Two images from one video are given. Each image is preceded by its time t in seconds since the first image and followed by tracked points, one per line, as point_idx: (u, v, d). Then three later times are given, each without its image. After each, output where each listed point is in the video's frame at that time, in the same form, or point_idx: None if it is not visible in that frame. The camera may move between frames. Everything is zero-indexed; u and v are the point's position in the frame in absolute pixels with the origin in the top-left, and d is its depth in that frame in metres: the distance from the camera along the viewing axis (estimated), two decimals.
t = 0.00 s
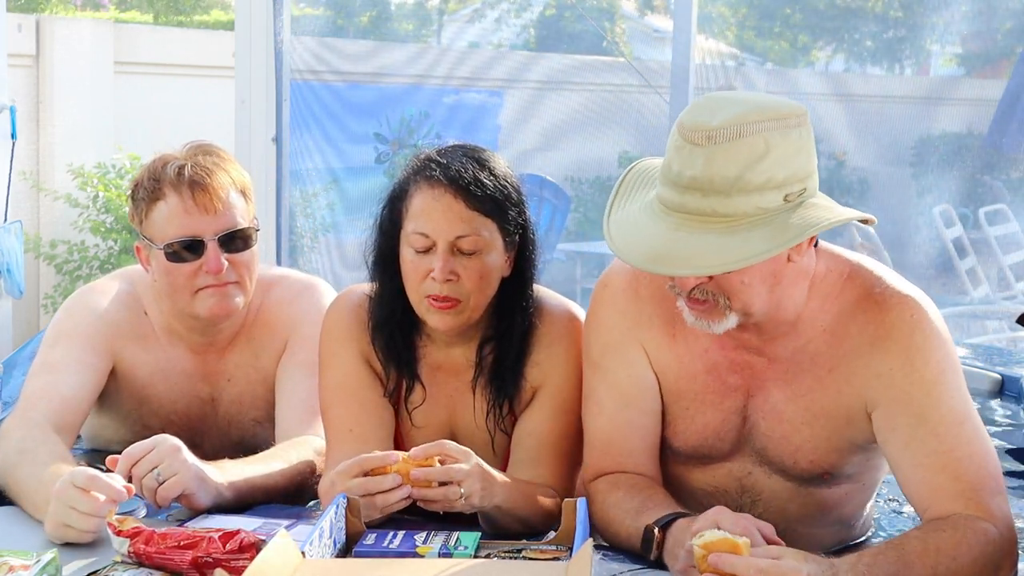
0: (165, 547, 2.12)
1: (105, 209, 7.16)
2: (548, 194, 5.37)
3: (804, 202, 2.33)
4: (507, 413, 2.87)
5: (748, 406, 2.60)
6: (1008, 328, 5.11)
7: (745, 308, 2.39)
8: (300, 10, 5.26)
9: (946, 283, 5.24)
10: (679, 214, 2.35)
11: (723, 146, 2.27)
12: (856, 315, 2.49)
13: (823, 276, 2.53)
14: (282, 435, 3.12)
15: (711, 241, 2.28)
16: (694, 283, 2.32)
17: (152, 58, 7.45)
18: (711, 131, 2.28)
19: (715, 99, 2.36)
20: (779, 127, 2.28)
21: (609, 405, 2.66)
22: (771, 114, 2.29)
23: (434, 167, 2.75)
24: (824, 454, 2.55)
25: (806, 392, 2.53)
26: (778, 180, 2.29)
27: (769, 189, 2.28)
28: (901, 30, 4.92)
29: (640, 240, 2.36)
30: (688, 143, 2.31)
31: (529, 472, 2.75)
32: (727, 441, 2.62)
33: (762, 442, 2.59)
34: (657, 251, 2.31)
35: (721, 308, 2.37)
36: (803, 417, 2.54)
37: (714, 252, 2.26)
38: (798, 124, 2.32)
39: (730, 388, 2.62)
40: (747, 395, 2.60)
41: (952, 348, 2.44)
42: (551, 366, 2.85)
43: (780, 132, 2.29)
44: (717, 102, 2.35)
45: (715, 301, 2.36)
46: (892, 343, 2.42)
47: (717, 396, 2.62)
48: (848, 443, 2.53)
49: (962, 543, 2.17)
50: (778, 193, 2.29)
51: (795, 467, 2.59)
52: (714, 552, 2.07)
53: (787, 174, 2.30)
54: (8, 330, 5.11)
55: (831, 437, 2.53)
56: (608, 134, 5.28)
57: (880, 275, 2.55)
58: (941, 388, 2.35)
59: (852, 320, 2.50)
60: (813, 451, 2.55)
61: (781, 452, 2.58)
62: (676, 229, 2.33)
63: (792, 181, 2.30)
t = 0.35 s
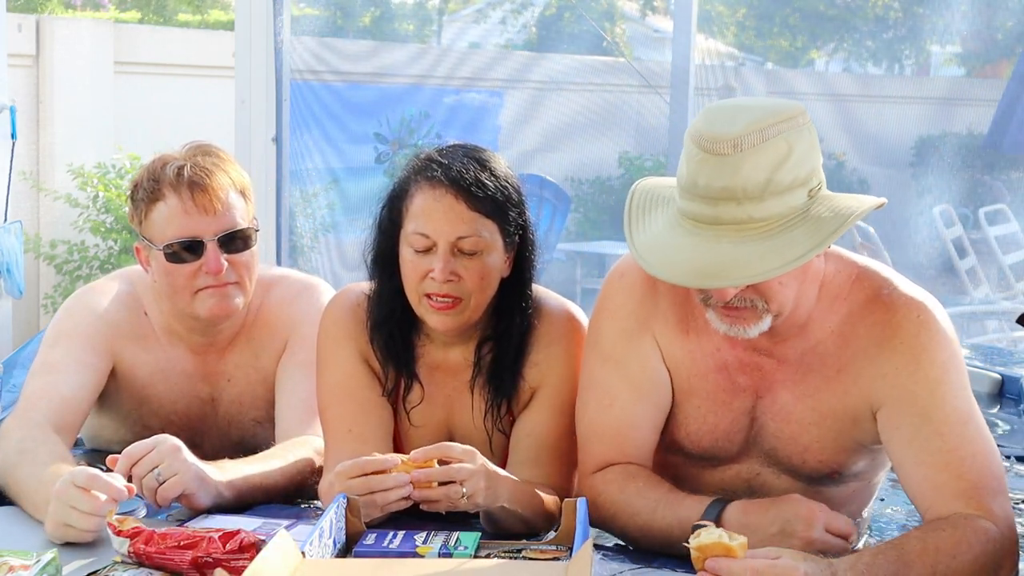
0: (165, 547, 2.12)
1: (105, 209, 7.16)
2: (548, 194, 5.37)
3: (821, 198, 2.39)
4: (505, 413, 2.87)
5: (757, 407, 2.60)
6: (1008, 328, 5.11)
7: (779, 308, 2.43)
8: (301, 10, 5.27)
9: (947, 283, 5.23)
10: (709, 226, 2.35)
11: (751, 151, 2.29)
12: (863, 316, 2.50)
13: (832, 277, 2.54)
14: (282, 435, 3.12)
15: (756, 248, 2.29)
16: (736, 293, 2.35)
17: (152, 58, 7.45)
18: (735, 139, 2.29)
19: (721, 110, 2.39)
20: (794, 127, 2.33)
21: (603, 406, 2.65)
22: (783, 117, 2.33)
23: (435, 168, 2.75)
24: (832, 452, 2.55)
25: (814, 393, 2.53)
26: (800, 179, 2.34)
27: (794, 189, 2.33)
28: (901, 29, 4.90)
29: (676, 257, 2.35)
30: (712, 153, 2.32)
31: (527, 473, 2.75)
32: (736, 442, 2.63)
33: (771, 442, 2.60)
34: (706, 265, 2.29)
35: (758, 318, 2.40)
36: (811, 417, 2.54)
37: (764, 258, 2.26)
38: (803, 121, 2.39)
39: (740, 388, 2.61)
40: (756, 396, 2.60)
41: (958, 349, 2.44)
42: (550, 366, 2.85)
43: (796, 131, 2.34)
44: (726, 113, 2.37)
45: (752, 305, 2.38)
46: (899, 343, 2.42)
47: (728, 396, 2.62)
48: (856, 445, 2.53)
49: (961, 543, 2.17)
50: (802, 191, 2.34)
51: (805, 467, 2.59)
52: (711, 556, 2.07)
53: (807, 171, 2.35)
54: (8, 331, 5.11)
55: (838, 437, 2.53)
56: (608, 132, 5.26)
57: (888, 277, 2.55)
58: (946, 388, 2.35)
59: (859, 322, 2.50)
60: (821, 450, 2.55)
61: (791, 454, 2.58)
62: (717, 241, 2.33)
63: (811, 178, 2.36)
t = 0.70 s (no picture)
0: (164, 547, 2.12)
1: (105, 209, 7.18)
2: (548, 194, 5.37)
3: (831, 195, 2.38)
4: (504, 413, 2.87)
5: (775, 412, 2.57)
6: (1009, 328, 5.05)
7: (798, 308, 2.42)
8: (300, 10, 5.26)
9: (946, 283, 5.16)
10: (726, 228, 2.33)
11: (766, 150, 2.27)
12: (874, 316, 2.49)
13: (841, 278, 2.52)
14: (282, 435, 3.12)
15: (776, 247, 2.28)
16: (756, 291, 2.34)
17: (153, 58, 7.45)
18: (750, 140, 2.27)
19: (729, 114, 2.36)
20: (804, 126, 2.32)
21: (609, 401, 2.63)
22: (792, 116, 2.32)
23: (436, 168, 2.75)
24: (845, 453, 2.54)
25: (828, 396, 2.51)
26: (813, 176, 2.33)
27: (808, 187, 2.32)
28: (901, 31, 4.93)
29: (696, 262, 2.32)
30: (726, 156, 2.29)
31: (526, 473, 2.76)
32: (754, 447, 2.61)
33: (789, 446, 2.57)
34: (729, 267, 2.27)
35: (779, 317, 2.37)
36: (825, 420, 2.52)
37: (785, 257, 2.26)
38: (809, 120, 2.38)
39: (760, 393, 2.57)
40: (773, 400, 2.56)
41: (968, 349, 2.43)
42: (548, 366, 2.85)
43: (806, 129, 2.33)
44: (736, 115, 2.35)
45: (773, 307, 2.36)
46: (911, 343, 2.41)
47: (750, 401, 2.57)
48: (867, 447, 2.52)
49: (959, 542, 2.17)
50: (815, 188, 2.33)
51: (819, 470, 2.58)
52: (710, 557, 2.07)
53: (819, 169, 2.34)
54: (8, 332, 5.11)
55: (851, 439, 2.52)
56: (609, 133, 5.27)
57: (898, 276, 2.54)
58: (956, 387, 2.34)
59: (871, 322, 2.49)
60: (837, 452, 2.54)
61: (806, 457, 2.57)
62: (737, 243, 2.30)
63: (822, 176, 2.35)
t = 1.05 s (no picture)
0: (164, 547, 2.12)
1: (105, 209, 7.24)
2: (548, 194, 5.33)
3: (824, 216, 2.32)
4: (506, 413, 2.87)
5: (781, 422, 2.59)
6: (1009, 328, 4.98)
7: (793, 333, 2.40)
8: (299, 10, 5.26)
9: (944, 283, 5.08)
10: (717, 255, 2.28)
11: (757, 180, 2.20)
12: (874, 319, 2.49)
13: (845, 289, 2.51)
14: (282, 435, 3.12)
15: (768, 275, 2.23)
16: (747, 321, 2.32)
17: (152, 57, 7.43)
18: (740, 169, 2.20)
19: (722, 137, 2.28)
20: (797, 150, 2.24)
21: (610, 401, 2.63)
22: (785, 140, 2.24)
23: (437, 169, 2.75)
24: (848, 459, 2.56)
25: (832, 404, 2.53)
26: (805, 201, 2.26)
27: (800, 212, 2.25)
28: (902, 30, 4.92)
29: (687, 290, 2.28)
30: (717, 184, 2.22)
31: (527, 473, 2.76)
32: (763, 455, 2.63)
33: (796, 455, 2.60)
34: (719, 297, 2.23)
35: (767, 336, 2.36)
36: (830, 430, 2.54)
37: (776, 287, 2.22)
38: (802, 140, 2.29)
39: (766, 404, 2.60)
40: (779, 412, 2.59)
41: (968, 349, 2.43)
42: (550, 366, 2.85)
43: (799, 153, 2.24)
44: (729, 140, 2.27)
45: (767, 334, 2.35)
46: (910, 346, 2.41)
47: (757, 411, 2.60)
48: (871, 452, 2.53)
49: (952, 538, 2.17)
50: (807, 212, 2.27)
51: (827, 479, 2.60)
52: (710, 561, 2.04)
53: (811, 192, 2.27)
54: (8, 332, 5.10)
55: (856, 446, 2.54)
56: (608, 133, 5.23)
57: (896, 279, 2.54)
58: (956, 388, 2.33)
59: (871, 327, 2.49)
60: (841, 462, 2.56)
61: (813, 467, 2.59)
62: (728, 271, 2.26)
63: (815, 199, 2.28)
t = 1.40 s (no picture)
0: (164, 547, 2.12)
1: (105, 209, 7.21)
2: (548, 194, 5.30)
3: (802, 243, 2.18)
4: (506, 414, 2.87)
5: (770, 426, 2.60)
6: (1008, 327, 4.97)
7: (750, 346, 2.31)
8: (299, 10, 5.25)
9: (944, 282, 5.09)
10: (677, 266, 2.19)
11: (721, 197, 2.09)
12: (860, 327, 2.47)
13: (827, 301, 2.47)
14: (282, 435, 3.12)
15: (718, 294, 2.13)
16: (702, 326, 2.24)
17: (152, 57, 7.44)
18: (708, 185, 2.09)
19: (706, 146, 2.17)
20: (774, 173, 2.11)
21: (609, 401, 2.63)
22: (765, 161, 2.12)
23: (438, 169, 2.75)
24: (838, 466, 2.55)
25: (823, 411, 2.52)
26: (776, 225, 2.13)
27: (768, 236, 2.13)
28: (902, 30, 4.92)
29: (641, 294, 2.21)
30: (684, 196, 2.13)
31: (526, 472, 2.76)
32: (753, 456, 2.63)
33: (786, 460, 2.60)
34: (664, 307, 2.15)
35: (699, 339, 2.28)
36: (821, 436, 2.54)
37: (723, 306, 2.12)
38: (790, 163, 2.15)
39: (756, 407, 2.60)
40: (768, 416, 2.60)
41: (954, 359, 2.42)
42: (549, 366, 2.86)
43: (776, 176, 2.12)
44: (712, 150, 2.15)
45: (721, 339, 2.26)
46: (897, 353, 2.40)
47: (746, 413, 2.60)
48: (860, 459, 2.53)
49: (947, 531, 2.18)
50: (777, 236, 2.14)
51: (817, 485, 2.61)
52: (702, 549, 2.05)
53: (787, 217, 2.14)
54: (8, 332, 5.10)
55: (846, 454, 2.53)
56: (608, 133, 5.23)
57: (878, 288, 2.53)
58: (945, 392, 2.34)
59: (856, 335, 2.47)
60: (831, 469, 2.56)
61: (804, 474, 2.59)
62: (681, 283, 2.17)
63: (791, 224, 2.15)
